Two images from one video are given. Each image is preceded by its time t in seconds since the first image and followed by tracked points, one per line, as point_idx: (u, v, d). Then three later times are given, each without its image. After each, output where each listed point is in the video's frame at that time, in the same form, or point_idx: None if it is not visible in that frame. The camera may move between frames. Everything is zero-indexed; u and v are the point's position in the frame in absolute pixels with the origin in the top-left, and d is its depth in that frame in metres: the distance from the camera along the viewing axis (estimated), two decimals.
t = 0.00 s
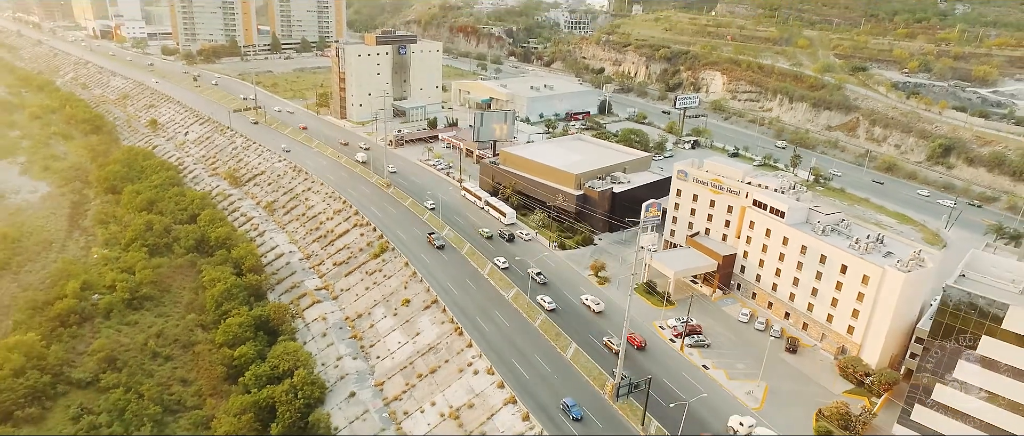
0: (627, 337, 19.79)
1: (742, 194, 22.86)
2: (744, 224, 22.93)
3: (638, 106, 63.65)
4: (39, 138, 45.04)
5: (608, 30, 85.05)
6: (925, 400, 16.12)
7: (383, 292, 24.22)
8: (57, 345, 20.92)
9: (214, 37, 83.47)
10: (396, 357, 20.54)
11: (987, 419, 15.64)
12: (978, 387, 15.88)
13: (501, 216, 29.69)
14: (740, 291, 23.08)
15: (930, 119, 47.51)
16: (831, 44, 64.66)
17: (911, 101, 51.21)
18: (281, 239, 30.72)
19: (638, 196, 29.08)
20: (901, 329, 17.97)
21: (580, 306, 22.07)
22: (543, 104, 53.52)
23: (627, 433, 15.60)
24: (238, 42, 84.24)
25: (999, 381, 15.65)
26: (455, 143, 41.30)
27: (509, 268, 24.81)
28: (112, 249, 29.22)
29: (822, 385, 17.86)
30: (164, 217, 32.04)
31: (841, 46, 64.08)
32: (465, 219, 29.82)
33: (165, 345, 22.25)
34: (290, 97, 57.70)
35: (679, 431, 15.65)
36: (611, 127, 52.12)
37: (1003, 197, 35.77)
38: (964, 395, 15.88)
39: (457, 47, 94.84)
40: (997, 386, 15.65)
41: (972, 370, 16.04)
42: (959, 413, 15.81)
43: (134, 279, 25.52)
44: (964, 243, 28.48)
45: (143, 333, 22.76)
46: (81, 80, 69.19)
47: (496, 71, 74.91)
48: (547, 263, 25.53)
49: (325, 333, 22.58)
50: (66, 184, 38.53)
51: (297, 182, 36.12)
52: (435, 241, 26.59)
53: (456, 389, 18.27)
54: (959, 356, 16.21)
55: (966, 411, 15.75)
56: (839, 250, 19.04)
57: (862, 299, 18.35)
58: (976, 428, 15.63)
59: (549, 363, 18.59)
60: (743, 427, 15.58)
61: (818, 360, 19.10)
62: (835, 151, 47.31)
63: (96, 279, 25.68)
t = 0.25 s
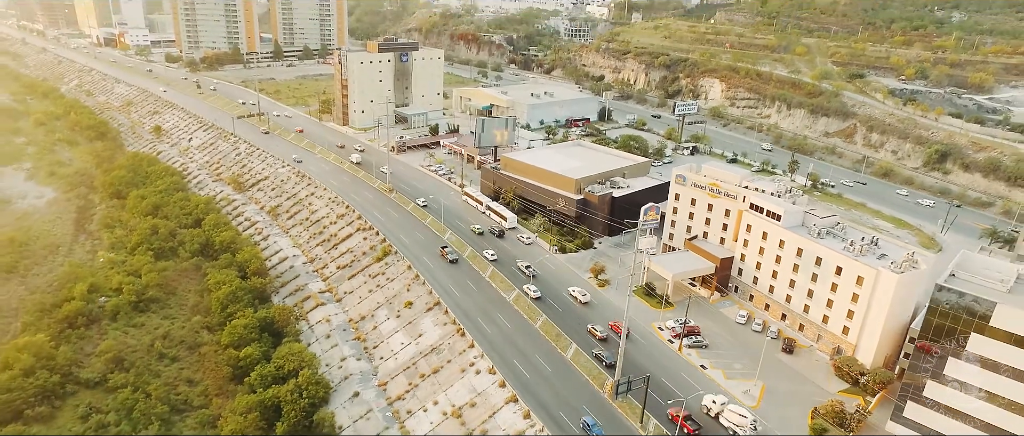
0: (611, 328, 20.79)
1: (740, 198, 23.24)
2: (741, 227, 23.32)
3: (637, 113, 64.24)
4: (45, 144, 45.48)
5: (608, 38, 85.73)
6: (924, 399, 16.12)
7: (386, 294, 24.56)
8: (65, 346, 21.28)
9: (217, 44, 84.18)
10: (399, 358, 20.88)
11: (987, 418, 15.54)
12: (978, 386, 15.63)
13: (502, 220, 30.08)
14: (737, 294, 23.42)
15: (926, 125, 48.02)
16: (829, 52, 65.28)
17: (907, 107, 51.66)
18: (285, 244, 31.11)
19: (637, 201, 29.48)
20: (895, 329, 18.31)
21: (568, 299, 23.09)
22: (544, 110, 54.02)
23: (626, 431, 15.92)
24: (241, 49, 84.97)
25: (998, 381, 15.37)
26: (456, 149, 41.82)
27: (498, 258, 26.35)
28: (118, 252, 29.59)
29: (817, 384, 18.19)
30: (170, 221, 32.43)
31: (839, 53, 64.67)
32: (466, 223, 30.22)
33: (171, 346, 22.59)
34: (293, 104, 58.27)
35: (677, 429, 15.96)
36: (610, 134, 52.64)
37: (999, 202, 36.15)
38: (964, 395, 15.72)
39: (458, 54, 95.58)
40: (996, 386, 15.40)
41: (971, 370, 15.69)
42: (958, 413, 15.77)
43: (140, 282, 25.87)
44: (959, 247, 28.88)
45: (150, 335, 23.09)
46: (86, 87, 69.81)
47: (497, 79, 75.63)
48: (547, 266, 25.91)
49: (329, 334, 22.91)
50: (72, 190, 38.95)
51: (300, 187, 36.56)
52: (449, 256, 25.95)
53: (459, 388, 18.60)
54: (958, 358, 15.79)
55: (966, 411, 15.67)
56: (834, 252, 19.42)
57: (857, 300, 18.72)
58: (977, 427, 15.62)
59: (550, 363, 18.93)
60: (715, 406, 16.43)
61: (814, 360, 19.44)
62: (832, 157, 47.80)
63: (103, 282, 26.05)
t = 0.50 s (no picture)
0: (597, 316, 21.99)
1: (737, 201, 23.62)
2: (738, 230, 23.70)
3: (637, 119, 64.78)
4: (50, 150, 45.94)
5: (608, 45, 86.39)
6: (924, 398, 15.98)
7: (389, 297, 24.91)
8: (73, 347, 21.61)
9: (220, 52, 85.19)
10: (402, 358, 21.22)
11: (986, 418, 15.54)
12: (978, 386, 15.65)
13: (503, 225, 30.47)
14: (735, 296, 23.76)
15: (923, 131, 48.50)
16: (827, 59, 65.89)
17: (904, 114, 52.14)
18: (289, 247, 31.48)
19: (636, 205, 29.89)
20: (889, 329, 18.67)
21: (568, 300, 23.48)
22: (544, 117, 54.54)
23: (625, 428, 16.25)
24: (243, 56, 85.72)
25: (998, 381, 15.47)
26: (458, 156, 42.35)
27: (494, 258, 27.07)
28: (124, 256, 29.96)
29: (813, 383, 18.54)
30: (175, 225, 32.80)
31: (836, 60, 65.24)
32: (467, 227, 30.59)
33: (178, 347, 22.91)
34: (296, 111, 58.81)
35: (676, 427, 16.27)
36: (610, 140, 53.14)
37: (994, 207, 36.55)
38: (964, 395, 15.64)
39: (459, 61, 96.32)
40: (996, 386, 15.46)
41: (971, 370, 15.70)
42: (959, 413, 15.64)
43: (146, 285, 26.22)
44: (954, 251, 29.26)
45: (157, 337, 23.41)
46: (90, 94, 70.39)
47: (497, 86, 76.25)
48: (548, 269, 26.29)
49: (333, 336, 23.25)
50: (77, 195, 39.35)
51: (304, 192, 36.98)
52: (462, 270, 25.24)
53: (461, 387, 18.95)
54: (958, 358, 15.81)
55: (967, 411, 15.57)
56: (829, 253, 19.80)
57: (852, 301, 19.08)
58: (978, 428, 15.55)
59: (550, 363, 19.27)
60: (691, 386, 17.47)
61: (810, 360, 19.78)
62: (830, 162, 48.27)
63: (109, 285, 26.40)
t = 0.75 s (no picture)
0: (583, 306, 23.21)
1: (734, 205, 24.03)
2: (736, 234, 24.09)
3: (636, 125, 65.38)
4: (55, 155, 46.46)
5: (607, 53, 87.13)
6: (923, 398, 15.85)
7: (392, 300, 25.28)
8: (82, 348, 21.96)
9: (223, 59, 86.07)
10: (405, 359, 21.57)
11: (987, 418, 15.40)
12: (977, 386, 15.43)
13: (504, 229, 30.87)
14: (733, 298, 24.10)
15: (919, 137, 49.01)
16: (824, 66, 66.55)
17: (901, 120, 52.62)
18: (293, 251, 31.87)
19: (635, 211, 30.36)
20: (884, 329, 19.03)
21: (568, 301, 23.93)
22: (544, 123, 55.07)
23: (624, 426, 16.58)
24: (246, 63, 86.48)
25: (998, 381, 15.21)
26: (459, 161, 42.86)
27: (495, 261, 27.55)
28: (130, 259, 30.33)
29: (808, 383, 18.87)
30: (179, 230, 33.19)
31: (834, 67, 65.89)
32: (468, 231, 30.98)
33: (184, 349, 23.25)
34: (298, 117, 59.36)
35: (674, 425, 16.61)
36: (610, 146, 53.62)
37: (990, 211, 36.93)
38: (964, 395, 15.48)
39: (460, 69, 97.13)
40: (997, 386, 15.22)
41: (971, 370, 15.45)
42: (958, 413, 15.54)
43: (153, 288, 26.60)
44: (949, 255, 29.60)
45: (163, 338, 23.75)
46: (94, 100, 70.98)
47: (498, 93, 76.97)
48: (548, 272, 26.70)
49: (337, 338, 23.60)
50: (83, 200, 39.74)
51: (307, 197, 37.43)
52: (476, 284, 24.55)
53: (463, 387, 19.29)
54: (958, 360, 15.52)
55: (967, 412, 15.46)
56: (824, 255, 20.19)
57: (847, 302, 19.44)
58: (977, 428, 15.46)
59: (551, 363, 19.60)
60: (668, 369, 18.59)
61: (806, 360, 20.13)
62: (827, 168, 48.73)
63: (116, 288, 26.76)
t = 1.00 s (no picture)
0: (571, 299, 24.34)
1: (731, 208, 24.45)
2: (733, 237, 24.49)
3: (636, 132, 65.86)
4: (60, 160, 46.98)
5: (607, 60, 87.73)
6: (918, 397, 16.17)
7: (394, 302, 25.63)
8: (90, 349, 22.31)
9: (226, 66, 86.68)
10: (408, 360, 21.92)
11: (987, 418, 15.60)
12: (977, 387, 15.70)
13: (505, 233, 31.27)
14: (731, 301, 24.44)
15: (916, 142, 49.45)
16: (822, 73, 67.10)
17: (897, 126, 53.08)
18: (296, 255, 32.24)
19: (634, 215, 30.80)
20: (878, 329, 19.37)
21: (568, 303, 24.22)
22: (544, 130, 55.57)
23: (623, 423, 16.94)
24: (249, 70, 87.13)
25: (997, 381, 15.53)
26: (460, 167, 43.33)
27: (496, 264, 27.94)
28: (135, 263, 30.71)
29: (805, 382, 19.20)
30: (184, 234, 33.57)
31: (832, 74, 66.42)
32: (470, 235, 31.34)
33: (190, 350, 23.59)
34: (301, 124, 59.84)
35: (672, 422, 16.95)
36: (609, 152, 54.07)
37: (985, 216, 37.32)
38: (964, 395, 15.73)
39: (460, 76, 97.86)
40: (996, 386, 15.52)
41: (971, 370, 15.76)
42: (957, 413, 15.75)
43: (159, 290, 26.96)
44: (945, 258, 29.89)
45: (169, 339, 24.10)
46: (98, 107, 71.58)
47: (499, 100, 77.60)
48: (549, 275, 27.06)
49: (340, 339, 23.93)
50: (88, 205, 40.17)
51: (310, 202, 37.86)
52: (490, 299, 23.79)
53: (465, 386, 19.63)
54: (958, 360, 15.84)
55: (967, 411, 15.68)
56: (819, 257, 20.57)
57: (842, 302, 19.80)
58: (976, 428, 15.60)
59: (551, 363, 19.97)
60: (648, 355, 19.89)
61: (803, 361, 20.45)
62: (825, 173, 49.18)
63: (122, 290, 27.12)
